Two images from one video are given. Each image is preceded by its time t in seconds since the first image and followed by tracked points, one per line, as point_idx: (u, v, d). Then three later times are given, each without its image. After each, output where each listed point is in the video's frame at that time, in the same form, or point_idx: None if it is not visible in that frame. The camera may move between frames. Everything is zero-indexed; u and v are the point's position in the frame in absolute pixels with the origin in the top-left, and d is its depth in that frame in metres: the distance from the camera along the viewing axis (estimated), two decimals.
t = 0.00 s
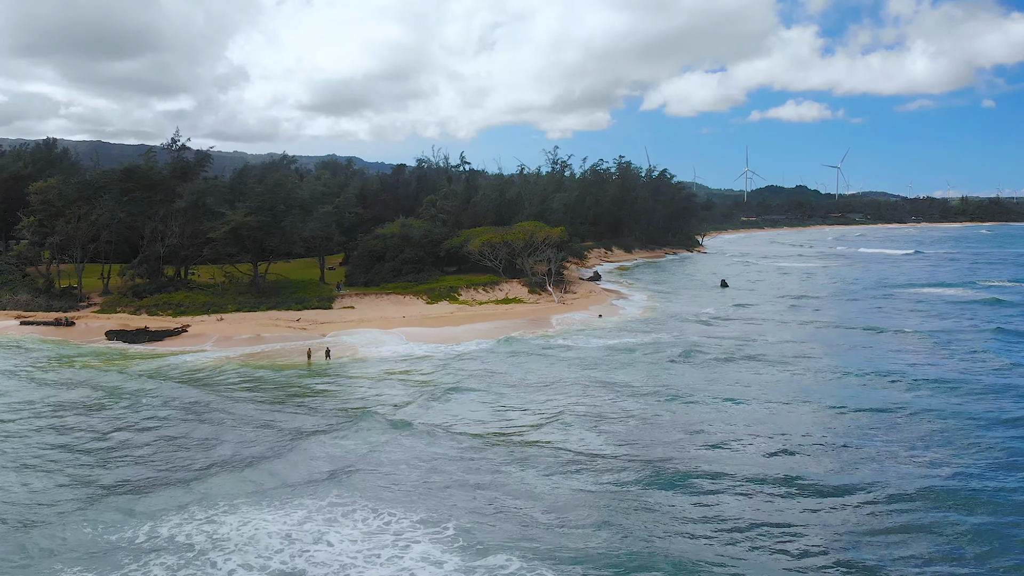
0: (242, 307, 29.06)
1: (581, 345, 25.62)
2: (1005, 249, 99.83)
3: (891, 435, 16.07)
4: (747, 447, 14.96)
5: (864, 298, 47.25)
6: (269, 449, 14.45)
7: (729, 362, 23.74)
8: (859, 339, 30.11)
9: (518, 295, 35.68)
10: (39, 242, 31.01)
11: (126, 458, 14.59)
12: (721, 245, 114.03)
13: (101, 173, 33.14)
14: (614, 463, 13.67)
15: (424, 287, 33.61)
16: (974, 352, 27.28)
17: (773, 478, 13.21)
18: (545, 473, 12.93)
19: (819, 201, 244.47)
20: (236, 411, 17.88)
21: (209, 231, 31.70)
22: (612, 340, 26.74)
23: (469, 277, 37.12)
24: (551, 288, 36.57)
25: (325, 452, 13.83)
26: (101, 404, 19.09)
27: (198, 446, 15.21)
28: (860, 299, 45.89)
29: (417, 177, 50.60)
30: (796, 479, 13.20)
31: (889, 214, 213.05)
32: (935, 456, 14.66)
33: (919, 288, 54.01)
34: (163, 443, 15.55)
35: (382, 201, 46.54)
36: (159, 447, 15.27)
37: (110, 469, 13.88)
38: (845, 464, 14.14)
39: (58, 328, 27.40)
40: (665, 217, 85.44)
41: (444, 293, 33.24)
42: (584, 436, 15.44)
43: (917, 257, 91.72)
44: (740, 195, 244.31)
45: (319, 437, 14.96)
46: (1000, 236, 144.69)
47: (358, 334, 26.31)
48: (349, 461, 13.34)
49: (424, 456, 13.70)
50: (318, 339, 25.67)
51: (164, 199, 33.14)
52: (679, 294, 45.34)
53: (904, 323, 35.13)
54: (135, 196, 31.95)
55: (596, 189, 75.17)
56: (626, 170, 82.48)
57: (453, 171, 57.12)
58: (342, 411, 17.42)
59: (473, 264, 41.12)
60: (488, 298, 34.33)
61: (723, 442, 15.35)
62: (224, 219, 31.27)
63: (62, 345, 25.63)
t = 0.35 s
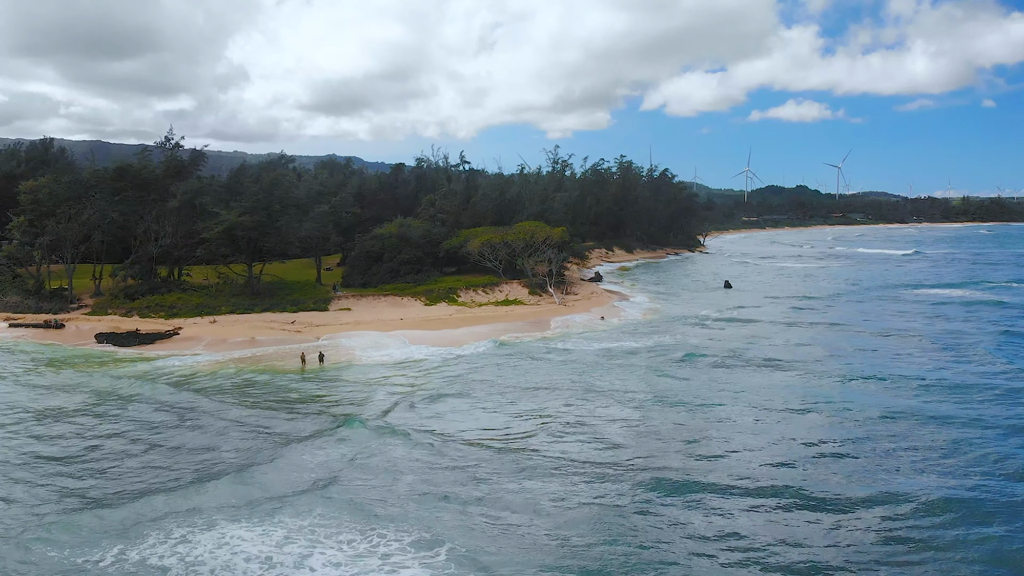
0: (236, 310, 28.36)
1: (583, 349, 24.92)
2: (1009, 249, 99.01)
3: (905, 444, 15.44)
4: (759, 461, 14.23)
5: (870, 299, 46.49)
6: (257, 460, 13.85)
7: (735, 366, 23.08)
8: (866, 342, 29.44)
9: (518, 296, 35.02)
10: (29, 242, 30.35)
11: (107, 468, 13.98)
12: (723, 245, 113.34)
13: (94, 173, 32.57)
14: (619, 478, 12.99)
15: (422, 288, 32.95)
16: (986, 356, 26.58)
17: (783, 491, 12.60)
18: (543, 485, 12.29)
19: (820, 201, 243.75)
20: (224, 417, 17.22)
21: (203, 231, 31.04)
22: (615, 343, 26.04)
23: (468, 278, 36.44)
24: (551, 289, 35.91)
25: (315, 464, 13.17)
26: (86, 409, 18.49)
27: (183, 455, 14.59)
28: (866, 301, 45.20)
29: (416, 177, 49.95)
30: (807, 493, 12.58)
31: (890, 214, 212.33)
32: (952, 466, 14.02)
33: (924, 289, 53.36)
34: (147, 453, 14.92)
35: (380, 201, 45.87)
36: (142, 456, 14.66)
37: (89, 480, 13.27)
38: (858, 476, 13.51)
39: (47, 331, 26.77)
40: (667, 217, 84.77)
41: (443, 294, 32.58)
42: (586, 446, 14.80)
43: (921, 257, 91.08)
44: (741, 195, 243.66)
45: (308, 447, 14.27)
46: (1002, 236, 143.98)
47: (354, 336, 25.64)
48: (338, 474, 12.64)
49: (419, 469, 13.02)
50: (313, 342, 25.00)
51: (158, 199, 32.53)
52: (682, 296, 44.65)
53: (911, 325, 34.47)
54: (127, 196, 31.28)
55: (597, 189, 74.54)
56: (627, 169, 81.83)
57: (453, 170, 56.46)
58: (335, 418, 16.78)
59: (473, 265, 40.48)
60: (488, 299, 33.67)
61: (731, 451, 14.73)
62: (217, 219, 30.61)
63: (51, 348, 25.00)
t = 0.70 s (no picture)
0: (220, 315, 26.77)
1: (588, 358, 23.35)
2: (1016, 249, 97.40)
3: (951, 469, 13.83)
4: (789, 494, 12.71)
5: (883, 301, 44.86)
6: (227, 499, 12.38)
7: (753, 378, 21.42)
8: (887, 348, 27.78)
9: (519, 300, 33.41)
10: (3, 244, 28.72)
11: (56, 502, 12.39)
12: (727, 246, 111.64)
13: (73, 172, 31.09)
14: (636, 526, 11.50)
15: (418, 292, 31.31)
16: (1018, 364, 24.93)
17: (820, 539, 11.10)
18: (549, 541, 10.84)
19: (822, 200, 242.04)
20: (197, 436, 15.72)
21: (186, 232, 29.43)
22: (622, 351, 24.47)
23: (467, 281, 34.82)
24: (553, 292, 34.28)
25: (293, 513, 11.75)
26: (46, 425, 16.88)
27: (144, 486, 13.00)
28: (879, 303, 43.57)
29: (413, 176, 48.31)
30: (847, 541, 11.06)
31: (893, 214, 210.64)
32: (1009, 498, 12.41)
33: (937, 290, 51.76)
34: (107, 479, 13.45)
35: (376, 201, 44.21)
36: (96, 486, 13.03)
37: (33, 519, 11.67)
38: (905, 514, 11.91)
39: (19, 338, 25.16)
40: (670, 217, 83.11)
41: (440, 298, 30.96)
42: (595, 477, 13.22)
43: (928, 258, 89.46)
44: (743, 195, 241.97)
45: (285, 487, 12.74)
46: (1007, 236, 142.38)
47: (344, 344, 24.00)
48: (320, 529, 11.22)
49: (409, 520, 11.59)
50: (299, 350, 23.37)
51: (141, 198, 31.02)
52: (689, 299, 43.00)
53: (931, 329, 32.83)
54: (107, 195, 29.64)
55: (600, 189, 72.91)
56: (630, 169, 80.17)
57: (451, 170, 54.83)
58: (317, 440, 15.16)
59: (471, 267, 38.87)
60: (487, 303, 32.05)
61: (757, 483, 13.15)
62: (201, 219, 28.98)
63: (21, 357, 23.40)
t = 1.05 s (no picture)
0: (202, 321, 25.24)
1: (594, 368, 21.72)
2: None
3: (1003, 504, 12.31)
4: (824, 536, 11.24)
5: (899, 304, 43.15)
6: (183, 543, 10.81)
7: (770, 389, 19.90)
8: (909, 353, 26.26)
9: (519, 304, 31.89)
10: None
11: None
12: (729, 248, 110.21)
13: (51, 170, 29.59)
14: None
15: (413, 296, 29.76)
16: None
17: None
18: None
19: (825, 200, 240.56)
20: (163, 460, 14.16)
21: (168, 233, 27.91)
22: (630, 361, 22.83)
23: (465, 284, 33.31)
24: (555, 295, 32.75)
25: (262, 558, 10.26)
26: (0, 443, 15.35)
27: (95, 523, 11.48)
28: (892, 305, 42.07)
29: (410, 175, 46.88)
30: None
31: (896, 214, 209.41)
32: None
33: (950, 292, 50.27)
34: (55, 513, 11.92)
35: (371, 200, 42.67)
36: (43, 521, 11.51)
37: None
38: (958, 562, 10.45)
39: None
40: (673, 217, 81.61)
41: (436, 302, 29.43)
42: (603, 518, 11.75)
43: (936, 258, 87.95)
44: (745, 195, 240.51)
45: (252, 529, 11.15)
46: (1012, 237, 140.98)
47: (332, 352, 22.48)
48: None
49: (393, 570, 10.01)
50: (284, 359, 21.81)
51: (121, 197, 29.49)
52: (695, 303, 41.50)
53: (951, 333, 31.32)
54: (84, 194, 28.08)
55: (602, 188, 71.40)
56: (632, 167, 78.63)
57: (449, 168, 53.32)
58: (295, 465, 13.63)
59: (470, 269, 37.38)
60: (485, 308, 30.54)
61: (787, 524, 11.67)
62: (183, 219, 27.47)
63: None
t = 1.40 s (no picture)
0: (182, 328, 23.67)
1: (603, 379, 20.12)
2: None
3: None
4: None
5: (916, 306, 41.47)
6: None
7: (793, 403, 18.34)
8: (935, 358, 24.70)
9: (520, 309, 30.33)
10: None
11: None
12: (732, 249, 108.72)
13: (25, 167, 28.08)
14: None
15: (408, 301, 28.19)
16: None
17: None
18: None
19: (827, 200, 239.00)
20: (121, 488, 12.58)
21: (147, 233, 26.37)
22: (641, 371, 21.20)
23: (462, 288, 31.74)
24: (557, 299, 31.19)
25: None
26: None
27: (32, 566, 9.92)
28: (907, 308, 40.52)
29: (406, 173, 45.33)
30: None
31: (898, 215, 207.80)
32: None
33: (964, 293, 48.71)
34: None
35: (365, 200, 41.10)
36: None
37: None
38: None
39: None
40: (677, 217, 80.05)
41: (432, 308, 27.87)
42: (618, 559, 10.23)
43: (944, 259, 86.36)
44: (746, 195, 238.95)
45: None
46: (1017, 237, 139.43)
47: (318, 361, 20.89)
48: None
49: None
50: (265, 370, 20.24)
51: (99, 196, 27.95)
52: (703, 307, 39.95)
53: (974, 336, 29.75)
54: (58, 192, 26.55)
55: (604, 188, 69.86)
56: (634, 167, 77.07)
57: (448, 167, 51.79)
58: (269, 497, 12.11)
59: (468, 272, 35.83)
60: (484, 313, 28.98)
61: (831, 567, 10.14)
62: (163, 219, 25.96)
63: None
